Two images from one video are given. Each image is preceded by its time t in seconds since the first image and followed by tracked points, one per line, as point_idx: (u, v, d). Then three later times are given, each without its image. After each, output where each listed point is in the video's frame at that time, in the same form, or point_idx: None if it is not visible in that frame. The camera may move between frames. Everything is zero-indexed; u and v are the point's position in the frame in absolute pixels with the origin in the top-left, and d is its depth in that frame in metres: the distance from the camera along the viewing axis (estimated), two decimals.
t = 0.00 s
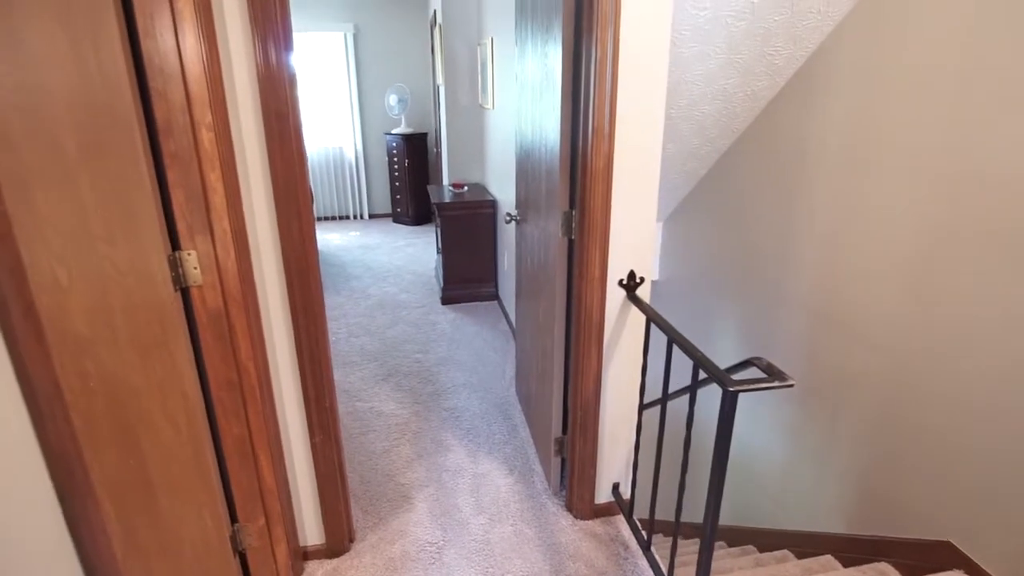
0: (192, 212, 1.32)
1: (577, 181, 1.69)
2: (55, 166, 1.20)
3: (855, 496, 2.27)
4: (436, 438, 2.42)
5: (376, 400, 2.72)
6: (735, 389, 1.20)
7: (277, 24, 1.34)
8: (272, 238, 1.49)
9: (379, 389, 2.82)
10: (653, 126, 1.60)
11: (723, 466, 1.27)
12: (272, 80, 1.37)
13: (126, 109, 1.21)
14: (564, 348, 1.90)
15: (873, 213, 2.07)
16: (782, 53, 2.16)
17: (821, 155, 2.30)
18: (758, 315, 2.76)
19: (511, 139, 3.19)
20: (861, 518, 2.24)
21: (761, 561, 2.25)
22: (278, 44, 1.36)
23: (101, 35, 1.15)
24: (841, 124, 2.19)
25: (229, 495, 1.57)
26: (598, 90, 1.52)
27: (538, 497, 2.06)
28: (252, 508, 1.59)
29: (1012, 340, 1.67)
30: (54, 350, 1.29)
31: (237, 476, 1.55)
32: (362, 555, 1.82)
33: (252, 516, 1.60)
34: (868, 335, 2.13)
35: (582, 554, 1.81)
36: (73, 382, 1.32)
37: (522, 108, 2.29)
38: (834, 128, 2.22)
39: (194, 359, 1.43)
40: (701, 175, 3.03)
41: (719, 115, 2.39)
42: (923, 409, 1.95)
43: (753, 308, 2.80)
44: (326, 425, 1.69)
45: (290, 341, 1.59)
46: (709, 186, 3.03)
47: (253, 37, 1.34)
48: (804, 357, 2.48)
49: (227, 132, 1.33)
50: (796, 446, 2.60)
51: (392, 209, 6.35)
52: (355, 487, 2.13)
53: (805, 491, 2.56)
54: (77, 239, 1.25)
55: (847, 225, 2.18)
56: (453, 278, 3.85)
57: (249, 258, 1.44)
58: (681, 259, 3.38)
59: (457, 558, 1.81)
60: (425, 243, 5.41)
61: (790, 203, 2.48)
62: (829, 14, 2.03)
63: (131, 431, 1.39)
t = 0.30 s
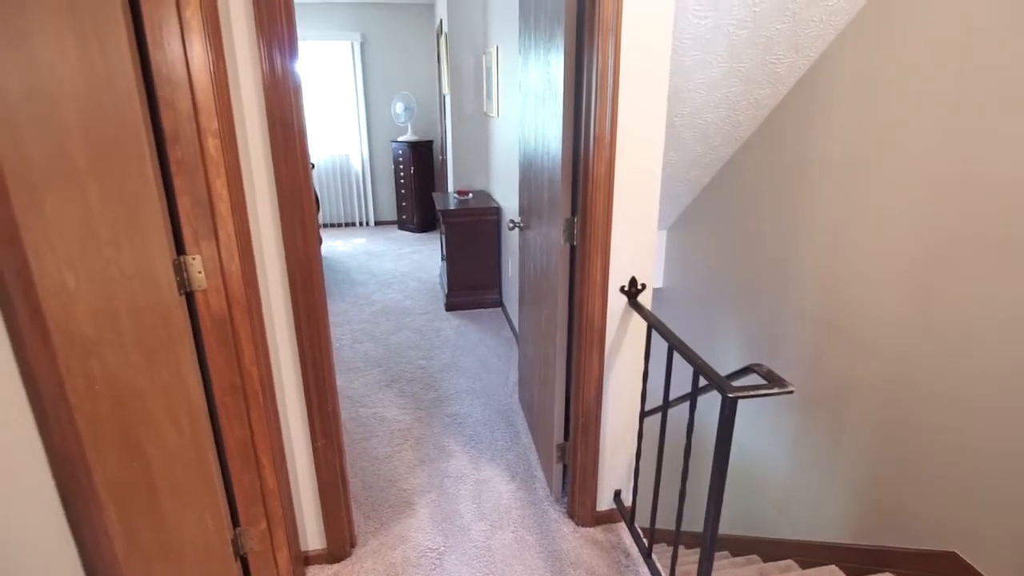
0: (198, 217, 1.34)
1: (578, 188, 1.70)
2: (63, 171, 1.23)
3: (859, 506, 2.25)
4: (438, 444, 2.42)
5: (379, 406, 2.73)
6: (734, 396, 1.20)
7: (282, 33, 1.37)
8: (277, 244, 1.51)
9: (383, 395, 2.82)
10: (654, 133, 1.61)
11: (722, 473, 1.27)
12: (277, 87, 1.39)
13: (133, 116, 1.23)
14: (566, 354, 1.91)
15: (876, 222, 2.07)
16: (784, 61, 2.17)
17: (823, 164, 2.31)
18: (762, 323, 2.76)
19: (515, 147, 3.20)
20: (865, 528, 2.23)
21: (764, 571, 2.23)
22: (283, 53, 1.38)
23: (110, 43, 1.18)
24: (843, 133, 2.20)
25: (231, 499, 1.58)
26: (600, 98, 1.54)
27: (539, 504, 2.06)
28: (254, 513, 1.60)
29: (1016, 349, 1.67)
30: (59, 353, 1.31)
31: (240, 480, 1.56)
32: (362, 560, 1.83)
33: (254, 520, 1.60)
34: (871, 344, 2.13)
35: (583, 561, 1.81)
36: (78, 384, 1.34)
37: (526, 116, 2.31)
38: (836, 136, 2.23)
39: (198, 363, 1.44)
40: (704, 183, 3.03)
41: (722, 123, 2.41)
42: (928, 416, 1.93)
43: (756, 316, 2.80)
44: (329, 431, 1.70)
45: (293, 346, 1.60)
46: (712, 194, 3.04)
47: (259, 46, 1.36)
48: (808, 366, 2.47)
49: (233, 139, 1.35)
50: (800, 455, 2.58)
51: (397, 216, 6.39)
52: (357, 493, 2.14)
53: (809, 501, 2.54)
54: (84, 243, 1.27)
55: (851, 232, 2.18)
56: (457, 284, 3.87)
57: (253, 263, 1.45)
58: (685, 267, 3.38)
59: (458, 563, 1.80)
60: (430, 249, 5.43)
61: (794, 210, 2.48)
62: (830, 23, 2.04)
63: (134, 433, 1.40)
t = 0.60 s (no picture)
0: (197, 223, 1.34)
1: (579, 194, 1.69)
2: (65, 176, 1.23)
3: (866, 516, 2.23)
4: (439, 451, 2.41)
5: (380, 413, 2.72)
6: (734, 403, 1.18)
7: (283, 40, 1.37)
8: (276, 248, 1.51)
9: (384, 402, 2.81)
10: (655, 139, 1.60)
11: (723, 482, 1.25)
12: (278, 94, 1.40)
13: (133, 121, 1.23)
14: (567, 361, 1.90)
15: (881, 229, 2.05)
16: (787, 68, 2.17)
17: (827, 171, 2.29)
18: (766, 331, 2.74)
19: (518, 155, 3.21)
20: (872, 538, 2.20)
21: None
22: (284, 60, 1.39)
23: (112, 49, 1.19)
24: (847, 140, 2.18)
25: (229, 505, 1.58)
26: (601, 105, 1.53)
27: (540, 512, 2.04)
28: (251, 519, 1.59)
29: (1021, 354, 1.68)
30: (57, 356, 1.31)
31: (237, 486, 1.55)
32: (361, 568, 1.81)
33: (251, 527, 1.59)
34: (877, 352, 2.11)
35: (583, 571, 1.78)
36: (71, 392, 1.34)
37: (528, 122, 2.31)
38: (840, 143, 2.22)
39: (196, 368, 1.44)
40: (708, 190, 3.03)
41: (725, 130, 2.41)
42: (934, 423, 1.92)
43: (760, 324, 2.78)
44: (327, 438, 1.69)
45: (292, 351, 1.59)
46: (716, 202, 3.03)
47: (261, 54, 1.37)
48: (812, 374, 2.45)
49: (233, 144, 1.35)
50: (805, 465, 2.56)
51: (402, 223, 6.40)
52: (356, 500, 2.12)
53: (814, 511, 2.52)
54: (83, 247, 1.27)
55: (855, 239, 2.17)
56: (460, 291, 3.86)
57: (253, 269, 1.45)
58: (689, 275, 3.37)
59: (457, 572, 1.79)
60: (434, 256, 5.44)
61: (797, 217, 2.47)
62: (833, 30, 2.04)
63: (132, 440, 1.40)
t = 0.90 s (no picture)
0: (188, 227, 1.31)
1: (580, 199, 1.65)
2: (52, 177, 1.20)
3: (876, 529, 2.19)
4: (438, 461, 2.36)
5: (379, 421, 2.68)
6: (740, 416, 1.14)
7: (278, 41, 1.34)
8: (270, 253, 1.47)
9: (383, 410, 2.77)
10: (657, 143, 1.56)
11: (728, 498, 1.21)
12: (273, 96, 1.37)
13: (122, 123, 1.20)
14: (568, 370, 1.85)
15: (890, 236, 2.01)
16: (793, 72, 2.14)
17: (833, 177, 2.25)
18: (772, 340, 2.69)
19: (520, 161, 3.18)
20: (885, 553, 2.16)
21: None
22: (279, 61, 1.35)
23: (101, 49, 1.16)
24: (854, 145, 2.14)
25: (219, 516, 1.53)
26: (602, 108, 1.50)
27: (540, 525, 1.99)
28: (242, 531, 1.54)
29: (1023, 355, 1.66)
30: (41, 362, 1.27)
31: (228, 497, 1.51)
32: None
33: (242, 539, 1.55)
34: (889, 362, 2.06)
35: None
36: (47, 408, 1.29)
37: (529, 127, 2.28)
38: (846, 149, 2.17)
39: (187, 376, 1.40)
40: (712, 197, 2.99)
41: (729, 135, 2.38)
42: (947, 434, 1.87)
43: (765, 333, 2.73)
44: (322, 448, 1.65)
45: (285, 359, 1.56)
46: (720, 208, 2.99)
47: (255, 55, 1.34)
48: (820, 384, 2.40)
49: (226, 147, 1.32)
50: (811, 477, 2.50)
51: (404, 230, 6.38)
52: (353, 511, 2.08)
53: (821, 525, 2.46)
54: (72, 253, 1.24)
55: (863, 246, 2.12)
56: (462, 298, 3.82)
57: (245, 275, 1.42)
58: (693, 282, 3.32)
59: None
60: (436, 263, 5.41)
61: (803, 224, 2.42)
62: (840, 34, 2.01)
63: (116, 454, 1.36)
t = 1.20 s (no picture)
0: (169, 235, 1.24)
1: (585, 206, 1.58)
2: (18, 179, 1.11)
3: (889, 553, 2.08)
4: (436, 478, 2.27)
5: (377, 435, 2.59)
6: (760, 443, 1.04)
7: (266, 41, 1.25)
8: (257, 261, 1.38)
9: (381, 423, 2.69)
10: (667, 148, 1.48)
11: (746, 528, 1.12)
12: (260, 100, 1.28)
13: (100, 127, 1.14)
14: (573, 386, 1.77)
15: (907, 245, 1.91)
16: (806, 75, 2.06)
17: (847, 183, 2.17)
18: (784, 352, 2.59)
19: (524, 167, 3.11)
20: None
21: None
22: (267, 63, 1.26)
23: (79, 50, 1.09)
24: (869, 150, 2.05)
25: (203, 537, 1.46)
26: (608, 110, 1.42)
27: (542, 548, 1.90)
28: (227, 554, 1.47)
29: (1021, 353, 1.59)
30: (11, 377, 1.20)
31: (212, 518, 1.44)
32: None
33: (228, 562, 1.48)
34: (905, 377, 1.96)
35: None
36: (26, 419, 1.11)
37: (532, 133, 2.20)
38: (862, 154, 2.09)
39: (168, 391, 1.34)
40: (721, 204, 2.90)
41: (739, 141, 2.30)
42: (964, 449, 1.78)
43: (777, 345, 2.64)
44: (313, 470, 1.56)
45: (274, 375, 1.47)
46: (730, 215, 2.90)
47: (242, 55, 1.26)
48: (834, 398, 2.30)
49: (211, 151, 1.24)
50: (826, 496, 2.39)
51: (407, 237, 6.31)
52: (347, 531, 1.99)
53: (836, 546, 2.35)
54: (43, 259, 1.11)
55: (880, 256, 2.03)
56: (464, 307, 3.74)
57: (232, 286, 1.34)
58: (701, 292, 3.23)
59: None
60: (439, 270, 5.33)
61: (816, 233, 2.34)
62: (857, 35, 1.92)
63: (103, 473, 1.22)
